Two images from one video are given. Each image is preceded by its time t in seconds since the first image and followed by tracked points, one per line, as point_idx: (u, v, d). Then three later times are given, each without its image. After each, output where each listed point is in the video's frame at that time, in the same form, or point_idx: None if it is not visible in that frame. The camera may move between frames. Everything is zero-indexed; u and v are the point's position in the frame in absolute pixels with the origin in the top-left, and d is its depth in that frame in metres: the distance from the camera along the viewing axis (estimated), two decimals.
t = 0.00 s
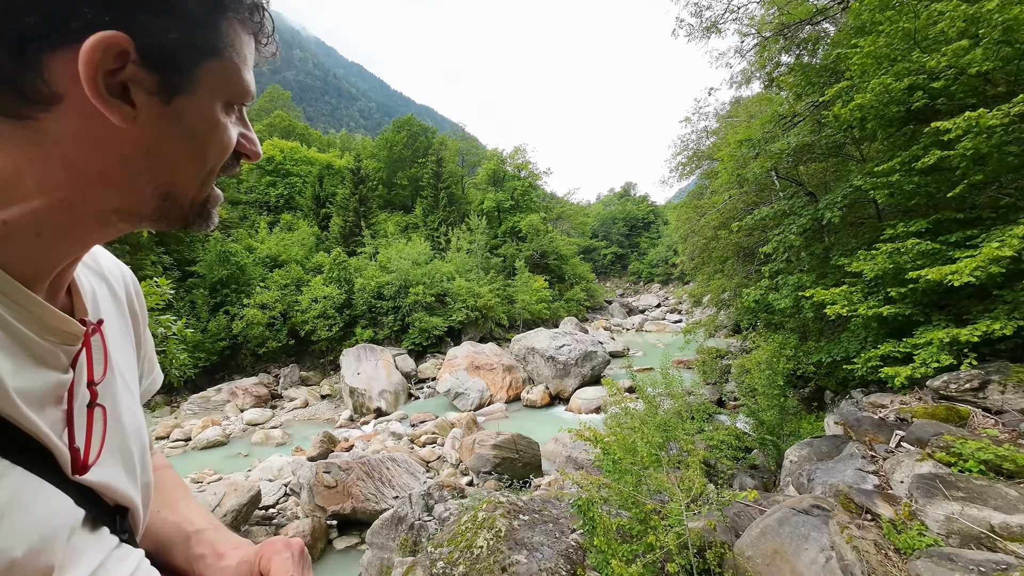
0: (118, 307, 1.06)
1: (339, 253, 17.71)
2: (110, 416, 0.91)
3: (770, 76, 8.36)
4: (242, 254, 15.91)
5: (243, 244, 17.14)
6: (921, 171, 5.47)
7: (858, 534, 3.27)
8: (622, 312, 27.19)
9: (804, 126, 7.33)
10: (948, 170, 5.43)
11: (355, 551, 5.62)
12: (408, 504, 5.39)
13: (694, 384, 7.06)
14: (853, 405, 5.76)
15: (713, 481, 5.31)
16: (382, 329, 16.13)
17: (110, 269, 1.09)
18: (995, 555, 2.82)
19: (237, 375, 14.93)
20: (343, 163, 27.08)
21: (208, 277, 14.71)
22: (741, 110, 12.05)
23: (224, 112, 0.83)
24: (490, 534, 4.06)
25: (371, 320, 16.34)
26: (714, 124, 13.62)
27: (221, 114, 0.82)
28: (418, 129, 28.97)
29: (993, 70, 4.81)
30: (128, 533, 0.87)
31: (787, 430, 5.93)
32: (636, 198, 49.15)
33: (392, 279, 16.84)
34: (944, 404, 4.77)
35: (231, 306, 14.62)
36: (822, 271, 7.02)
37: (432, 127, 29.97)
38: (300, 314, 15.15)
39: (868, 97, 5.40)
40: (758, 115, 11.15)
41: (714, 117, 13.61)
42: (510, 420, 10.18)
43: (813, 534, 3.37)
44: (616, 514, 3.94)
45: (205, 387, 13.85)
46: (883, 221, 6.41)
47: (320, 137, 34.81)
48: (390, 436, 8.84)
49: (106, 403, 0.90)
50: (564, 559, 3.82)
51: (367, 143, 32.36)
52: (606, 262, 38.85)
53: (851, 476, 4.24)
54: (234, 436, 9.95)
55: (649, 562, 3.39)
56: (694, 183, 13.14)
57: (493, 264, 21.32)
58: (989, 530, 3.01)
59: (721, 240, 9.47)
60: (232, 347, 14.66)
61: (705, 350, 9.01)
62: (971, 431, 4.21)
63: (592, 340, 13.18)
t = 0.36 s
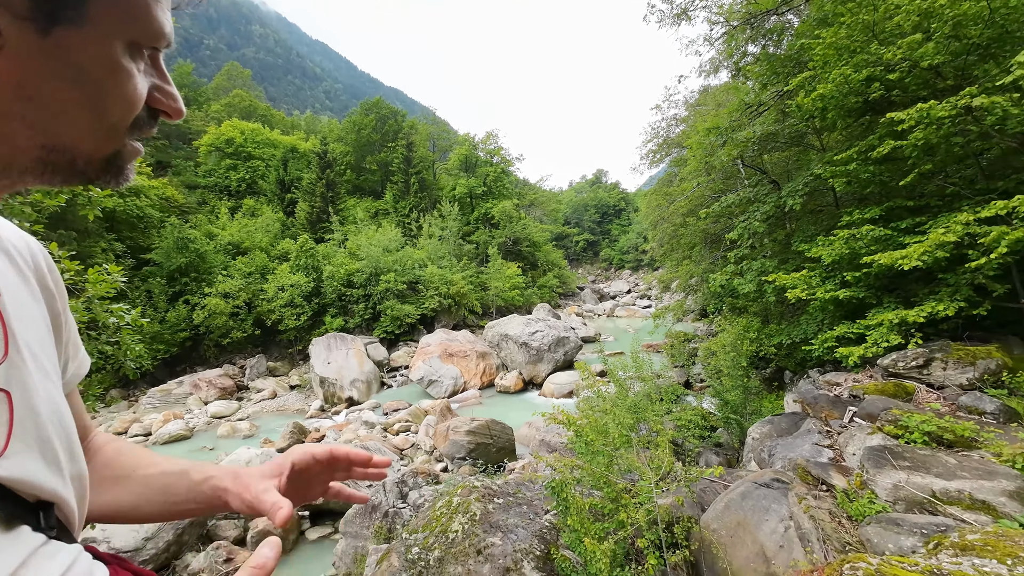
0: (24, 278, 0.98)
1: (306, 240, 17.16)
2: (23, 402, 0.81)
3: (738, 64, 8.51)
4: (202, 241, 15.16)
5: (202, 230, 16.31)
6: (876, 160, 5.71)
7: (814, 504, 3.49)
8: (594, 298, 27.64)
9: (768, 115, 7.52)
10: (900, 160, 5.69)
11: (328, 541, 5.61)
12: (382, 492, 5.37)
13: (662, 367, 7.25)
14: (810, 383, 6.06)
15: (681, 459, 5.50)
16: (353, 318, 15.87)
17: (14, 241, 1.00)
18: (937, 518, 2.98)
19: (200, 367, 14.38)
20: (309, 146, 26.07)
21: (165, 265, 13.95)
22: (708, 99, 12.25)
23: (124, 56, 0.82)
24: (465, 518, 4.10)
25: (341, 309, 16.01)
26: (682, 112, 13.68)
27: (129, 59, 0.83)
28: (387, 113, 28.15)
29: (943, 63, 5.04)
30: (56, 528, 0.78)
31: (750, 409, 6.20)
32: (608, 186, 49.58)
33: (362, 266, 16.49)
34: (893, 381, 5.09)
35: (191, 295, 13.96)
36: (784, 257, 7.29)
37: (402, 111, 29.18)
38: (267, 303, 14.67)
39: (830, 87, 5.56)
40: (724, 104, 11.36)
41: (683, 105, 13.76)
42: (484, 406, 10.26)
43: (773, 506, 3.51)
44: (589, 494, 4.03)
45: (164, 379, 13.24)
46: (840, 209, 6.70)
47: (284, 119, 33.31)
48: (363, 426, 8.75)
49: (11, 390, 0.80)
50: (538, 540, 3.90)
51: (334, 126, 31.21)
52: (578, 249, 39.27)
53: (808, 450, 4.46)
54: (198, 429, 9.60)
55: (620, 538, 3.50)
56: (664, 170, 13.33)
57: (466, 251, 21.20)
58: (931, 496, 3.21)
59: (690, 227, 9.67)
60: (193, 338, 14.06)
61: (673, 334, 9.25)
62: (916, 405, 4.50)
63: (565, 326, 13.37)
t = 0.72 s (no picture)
0: None
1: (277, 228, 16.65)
2: None
3: (711, 53, 8.60)
4: (165, 230, 14.48)
5: (164, 218, 15.58)
6: (841, 149, 5.89)
7: (781, 479, 3.60)
8: (571, 285, 27.90)
9: (740, 104, 7.65)
10: (863, 150, 5.88)
11: (305, 532, 5.58)
12: (359, 482, 5.34)
13: (637, 352, 7.39)
14: (777, 365, 6.29)
15: (655, 441, 5.64)
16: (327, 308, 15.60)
17: None
18: (892, 489, 3.16)
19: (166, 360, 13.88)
20: (277, 131, 25.12)
21: (124, 254, 13.27)
22: (683, 87, 12.34)
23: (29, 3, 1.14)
24: (443, 505, 4.12)
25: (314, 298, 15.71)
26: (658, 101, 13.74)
27: (30, 6, 1.15)
28: (360, 97, 27.27)
29: (905, 55, 5.21)
30: None
31: (721, 390, 6.41)
32: (584, 173, 49.76)
33: (335, 255, 16.14)
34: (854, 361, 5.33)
35: (154, 286, 13.37)
36: (753, 244, 7.49)
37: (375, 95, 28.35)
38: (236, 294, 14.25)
39: (799, 76, 5.66)
40: (698, 93, 11.47)
41: (658, 93, 13.78)
42: (462, 393, 10.30)
43: (742, 483, 3.64)
44: (565, 477, 4.09)
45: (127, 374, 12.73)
46: (807, 197, 6.91)
47: (250, 101, 31.88)
48: (339, 416, 8.66)
49: None
50: (517, 523, 3.95)
51: (304, 110, 30.10)
52: (555, 237, 39.41)
53: (775, 429, 4.65)
54: (165, 424, 9.30)
55: (596, 520, 3.56)
56: (639, 158, 13.42)
57: (443, 239, 21.01)
58: (888, 469, 3.39)
59: (664, 214, 9.79)
60: (158, 331, 13.51)
61: (648, 320, 9.43)
62: (875, 383, 4.75)
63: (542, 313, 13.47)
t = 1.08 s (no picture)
0: None
1: (250, 218, 16.21)
2: None
3: (690, 43, 8.64)
4: (132, 219, 13.93)
5: (130, 208, 14.98)
6: (815, 139, 6.01)
7: (755, 460, 3.70)
8: (552, 275, 28.03)
9: (719, 94, 7.75)
10: (836, 140, 6.02)
11: (286, 526, 5.58)
12: (341, 473, 5.30)
13: (618, 340, 7.49)
14: (753, 350, 6.46)
15: (634, 426, 5.77)
16: (304, 299, 15.41)
17: None
18: (861, 467, 3.28)
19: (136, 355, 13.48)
20: (250, 117, 24.28)
21: (88, 245, 12.72)
22: (663, 76, 12.37)
23: None
24: (426, 494, 4.12)
25: (291, 290, 15.53)
26: (638, 89, 13.65)
27: None
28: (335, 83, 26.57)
29: (877, 47, 5.32)
30: None
31: (698, 376, 6.56)
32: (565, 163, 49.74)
33: (313, 245, 15.82)
34: (824, 346, 5.50)
35: (121, 278, 12.90)
36: (730, 233, 7.64)
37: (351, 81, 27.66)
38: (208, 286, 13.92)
39: (775, 66, 5.73)
40: (678, 82, 11.52)
41: (638, 82, 13.73)
42: (445, 384, 10.30)
43: (718, 465, 3.72)
44: (547, 463, 4.12)
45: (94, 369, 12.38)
46: (782, 186, 7.05)
47: (220, 86, 30.69)
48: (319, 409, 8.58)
49: None
50: (499, 510, 3.98)
51: (277, 96, 29.19)
52: (536, 227, 39.42)
53: (750, 412, 4.78)
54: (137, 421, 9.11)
55: (577, 504, 3.59)
56: (619, 147, 13.48)
57: (423, 229, 20.82)
58: (856, 449, 3.52)
59: (643, 203, 9.87)
60: (127, 325, 13.10)
61: (628, 309, 9.57)
62: (844, 366, 4.91)
63: (524, 303, 13.50)
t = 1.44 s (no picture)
0: None
1: (228, 210, 15.84)
2: None
3: (674, 34, 8.68)
4: (104, 212, 13.48)
5: (102, 199, 14.50)
6: (794, 132, 6.11)
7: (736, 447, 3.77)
8: (538, 267, 28.09)
9: (701, 86, 7.79)
10: (815, 132, 6.12)
11: (271, 522, 5.61)
12: (325, 468, 5.26)
13: (602, 331, 7.56)
14: (735, 340, 6.57)
15: (619, 416, 5.86)
16: (286, 293, 15.20)
17: None
18: (837, 452, 3.37)
19: (111, 351, 13.18)
20: (226, 105, 23.57)
21: (58, 239, 12.22)
22: (647, 68, 12.37)
23: None
24: (412, 487, 4.11)
25: (272, 283, 15.43)
26: (622, 80, 13.66)
27: None
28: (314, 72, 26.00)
29: (855, 40, 5.40)
30: None
31: (681, 365, 6.66)
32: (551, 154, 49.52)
33: (294, 238, 15.52)
34: (803, 335, 5.63)
35: (94, 273, 12.53)
36: (713, 224, 7.75)
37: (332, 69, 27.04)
38: (186, 280, 13.63)
39: (757, 58, 5.77)
40: (661, 74, 11.53)
41: (622, 73, 13.72)
42: (431, 377, 10.27)
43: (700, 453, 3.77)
44: (533, 454, 4.14)
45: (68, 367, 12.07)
46: (763, 178, 7.16)
47: (194, 73, 29.72)
48: (302, 404, 8.50)
49: None
50: (485, 501, 4.00)
51: (254, 84, 28.43)
52: (521, 219, 39.36)
53: (731, 401, 4.88)
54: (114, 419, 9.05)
55: (563, 494, 3.62)
56: (604, 139, 13.52)
57: (406, 221, 20.64)
58: (833, 435, 3.62)
59: (628, 195, 9.93)
60: (101, 321, 12.76)
61: (613, 300, 9.67)
62: (822, 355, 5.04)
63: (510, 296, 13.51)
